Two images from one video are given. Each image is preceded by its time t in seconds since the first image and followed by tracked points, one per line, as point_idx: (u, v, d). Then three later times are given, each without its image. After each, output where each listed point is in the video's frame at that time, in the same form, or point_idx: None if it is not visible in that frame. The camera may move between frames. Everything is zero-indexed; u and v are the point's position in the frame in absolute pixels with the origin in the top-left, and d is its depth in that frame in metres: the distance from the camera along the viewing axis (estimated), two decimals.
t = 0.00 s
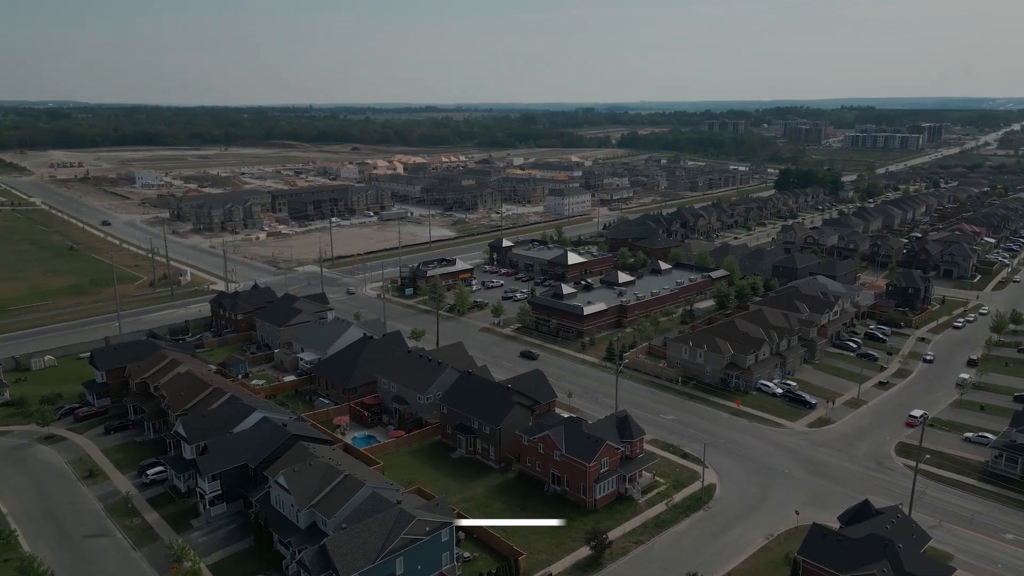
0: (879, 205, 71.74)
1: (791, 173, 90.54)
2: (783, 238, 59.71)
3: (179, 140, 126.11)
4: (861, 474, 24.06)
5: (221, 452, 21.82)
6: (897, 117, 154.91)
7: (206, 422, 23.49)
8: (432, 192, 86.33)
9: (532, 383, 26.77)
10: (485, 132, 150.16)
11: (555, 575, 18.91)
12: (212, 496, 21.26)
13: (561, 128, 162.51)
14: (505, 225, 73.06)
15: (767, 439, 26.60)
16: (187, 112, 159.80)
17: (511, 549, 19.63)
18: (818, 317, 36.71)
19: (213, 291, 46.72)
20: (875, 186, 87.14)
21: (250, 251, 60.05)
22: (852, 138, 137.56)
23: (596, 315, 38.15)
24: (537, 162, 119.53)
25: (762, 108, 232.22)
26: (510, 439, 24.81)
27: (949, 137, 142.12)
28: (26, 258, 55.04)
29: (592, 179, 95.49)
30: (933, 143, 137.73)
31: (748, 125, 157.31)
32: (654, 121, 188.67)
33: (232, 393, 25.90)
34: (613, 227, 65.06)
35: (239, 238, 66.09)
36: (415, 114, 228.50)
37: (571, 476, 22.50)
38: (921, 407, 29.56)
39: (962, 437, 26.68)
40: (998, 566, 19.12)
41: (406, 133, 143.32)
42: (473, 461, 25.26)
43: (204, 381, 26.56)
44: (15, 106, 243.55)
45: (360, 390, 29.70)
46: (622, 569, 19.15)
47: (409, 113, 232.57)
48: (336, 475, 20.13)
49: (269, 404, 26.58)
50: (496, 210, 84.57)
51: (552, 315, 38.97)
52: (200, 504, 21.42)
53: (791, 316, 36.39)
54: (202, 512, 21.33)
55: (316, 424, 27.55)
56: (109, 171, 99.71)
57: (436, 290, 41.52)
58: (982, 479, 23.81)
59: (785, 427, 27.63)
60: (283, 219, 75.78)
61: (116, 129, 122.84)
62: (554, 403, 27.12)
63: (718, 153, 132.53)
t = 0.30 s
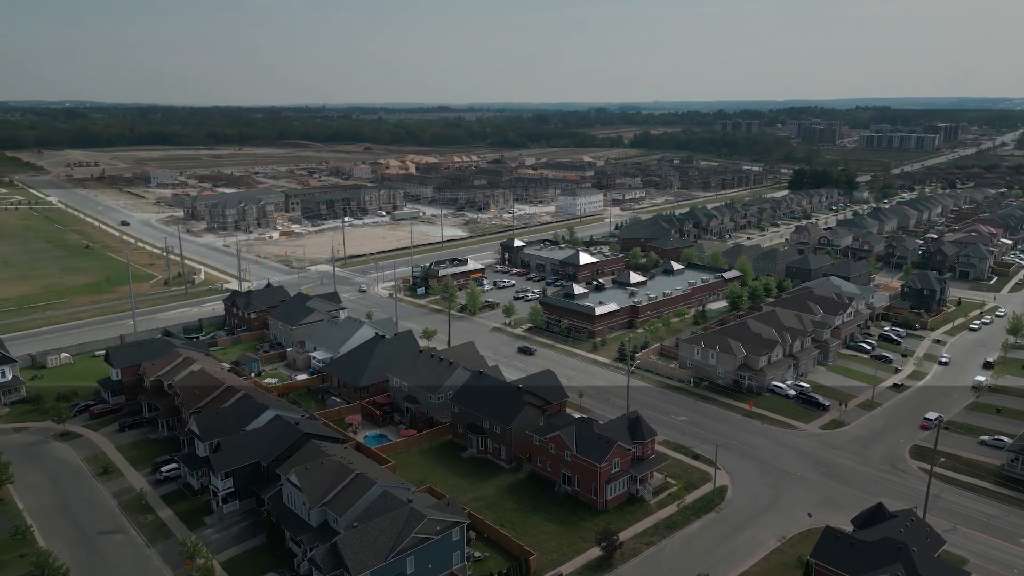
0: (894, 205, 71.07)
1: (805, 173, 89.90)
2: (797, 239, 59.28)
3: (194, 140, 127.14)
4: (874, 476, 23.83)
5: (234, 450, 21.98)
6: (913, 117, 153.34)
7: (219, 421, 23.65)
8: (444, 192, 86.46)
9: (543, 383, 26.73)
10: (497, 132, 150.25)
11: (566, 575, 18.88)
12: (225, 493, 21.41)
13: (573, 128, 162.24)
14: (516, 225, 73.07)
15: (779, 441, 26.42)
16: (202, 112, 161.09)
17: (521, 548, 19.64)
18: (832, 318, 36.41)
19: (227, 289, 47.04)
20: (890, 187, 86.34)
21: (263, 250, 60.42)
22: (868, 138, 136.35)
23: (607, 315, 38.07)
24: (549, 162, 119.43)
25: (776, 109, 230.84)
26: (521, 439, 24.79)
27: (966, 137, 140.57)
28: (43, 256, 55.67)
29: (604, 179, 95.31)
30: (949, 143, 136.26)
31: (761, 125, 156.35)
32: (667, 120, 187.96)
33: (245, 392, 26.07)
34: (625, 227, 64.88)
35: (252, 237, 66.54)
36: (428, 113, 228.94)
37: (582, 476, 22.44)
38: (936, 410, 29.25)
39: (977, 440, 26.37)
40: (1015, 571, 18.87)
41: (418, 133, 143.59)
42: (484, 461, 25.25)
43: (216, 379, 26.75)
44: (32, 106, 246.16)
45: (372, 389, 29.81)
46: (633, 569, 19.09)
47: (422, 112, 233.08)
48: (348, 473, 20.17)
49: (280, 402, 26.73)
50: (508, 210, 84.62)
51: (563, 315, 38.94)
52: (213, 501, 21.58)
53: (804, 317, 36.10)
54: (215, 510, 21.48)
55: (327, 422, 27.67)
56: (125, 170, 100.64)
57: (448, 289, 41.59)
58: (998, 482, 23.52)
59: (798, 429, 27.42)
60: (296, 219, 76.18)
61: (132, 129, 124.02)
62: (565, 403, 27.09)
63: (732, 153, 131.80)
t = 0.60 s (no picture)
0: (910, 206, 70.36)
1: (819, 173, 89.23)
2: (811, 239, 58.86)
3: (209, 140, 128.16)
4: (888, 478, 23.62)
5: (247, 447, 22.14)
6: (929, 117, 151.69)
7: (233, 418, 23.81)
8: (456, 192, 86.58)
9: (555, 382, 26.68)
10: (510, 133, 150.30)
11: None
12: (238, 490, 21.63)
13: (586, 128, 161.94)
14: (528, 225, 73.08)
15: (792, 443, 26.24)
16: (216, 112, 162.23)
17: (532, 548, 19.64)
18: (846, 320, 36.13)
19: (241, 288, 47.36)
20: (906, 188, 85.54)
21: (277, 250, 60.79)
22: (883, 138, 135.09)
23: (619, 316, 37.97)
24: (561, 162, 119.33)
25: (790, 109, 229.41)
26: (532, 438, 24.80)
27: (983, 137, 138.94)
28: (60, 254, 56.28)
29: (616, 180, 95.08)
30: (966, 143, 134.77)
31: (775, 125, 155.38)
32: (680, 120, 187.18)
33: (258, 390, 26.29)
34: (638, 227, 64.70)
35: (265, 236, 66.95)
36: (440, 113, 229.53)
37: (593, 477, 22.42)
38: (951, 412, 28.93)
39: (994, 444, 26.05)
40: None
41: (431, 132, 143.88)
42: (495, 461, 25.24)
43: (229, 376, 26.99)
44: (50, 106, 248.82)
45: (384, 388, 29.93)
46: (644, 571, 19.03)
47: (435, 113, 233.73)
48: (358, 472, 20.20)
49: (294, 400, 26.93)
50: (520, 209, 84.68)
51: (575, 315, 38.90)
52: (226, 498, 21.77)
53: (818, 318, 35.82)
54: (227, 506, 21.69)
55: (339, 421, 27.79)
56: (141, 170, 101.61)
57: (460, 289, 41.66)
58: (1014, 486, 23.23)
59: (811, 431, 27.23)
60: (309, 218, 76.62)
61: (148, 129, 125.14)
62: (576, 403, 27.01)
63: (745, 152, 131.07)
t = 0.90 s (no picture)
0: (926, 206, 69.62)
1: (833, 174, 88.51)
2: (825, 240, 58.38)
3: (223, 139, 129.13)
4: (902, 481, 23.37)
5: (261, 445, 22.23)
6: (946, 117, 149.93)
7: (246, 417, 23.98)
8: (469, 192, 86.73)
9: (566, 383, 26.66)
10: (522, 133, 150.33)
11: None
12: (251, 488, 21.72)
13: (598, 128, 161.53)
14: (540, 225, 73.03)
15: (805, 445, 26.07)
16: (231, 111, 163.39)
17: (541, 547, 19.67)
18: (860, 321, 35.86)
19: (255, 287, 47.71)
20: (922, 188, 84.65)
21: (290, 249, 61.18)
22: (899, 138, 133.75)
23: (631, 316, 37.91)
24: (574, 162, 119.15)
25: (804, 109, 227.45)
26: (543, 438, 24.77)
27: (1002, 137, 137.10)
28: (78, 252, 56.95)
29: (628, 180, 94.81)
30: (984, 143, 133.10)
31: (790, 125, 154.27)
32: (693, 119, 186.22)
33: (271, 389, 26.47)
34: (650, 228, 64.51)
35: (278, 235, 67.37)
36: (453, 113, 229.77)
37: (604, 477, 22.38)
38: (967, 415, 28.63)
39: (1011, 447, 25.73)
40: None
41: (443, 132, 144.10)
42: (507, 460, 25.24)
43: (243, 375, 27.18)
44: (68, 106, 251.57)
45: (396, 387, 30.05)
46: (655, 572, 18.96)
47: (447, 112, 234.10)
48: (370, 471, 20.32)
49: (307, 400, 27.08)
50: (532, 209, 84.67)
51: (586, 315, 38.85)
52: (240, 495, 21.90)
53: (832, 320, 35.58)
54: (241, 503, 21.82)
55: (351, 419, 27.96)
56: (156, 169, 102.57)
57: (472, 289, 41.74)
58: None
59: (825, 433, 27.05)
60: (322, 217, 76.97)
61: (163, 128, 126.28)
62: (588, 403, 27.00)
63: (759, 152, 130.26)
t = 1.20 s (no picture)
0: (943, 207, 69.00)
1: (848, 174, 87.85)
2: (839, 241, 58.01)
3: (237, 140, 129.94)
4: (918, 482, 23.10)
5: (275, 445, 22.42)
6: (964, 117, 148.29)
7: (261, 417, 24.22)
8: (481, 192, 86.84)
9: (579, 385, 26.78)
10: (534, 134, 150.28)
11: None
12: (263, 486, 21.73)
13: (611, 128, 161.07)
14: (552, 225, 73.02)
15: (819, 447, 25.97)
16: (247, 110, 164.53)
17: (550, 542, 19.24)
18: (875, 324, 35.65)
19: (268, 286, 48.02)
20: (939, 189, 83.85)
21: (303, 247, 61.56)
22: (916, 138, 132.51)
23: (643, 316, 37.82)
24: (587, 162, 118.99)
25: (819, 109, 225.50)
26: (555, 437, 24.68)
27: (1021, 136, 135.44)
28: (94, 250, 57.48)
29: (641, 181, 94.61)
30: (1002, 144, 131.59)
31: (805, 125, 153.21)
32: (707, 119, 185.20)
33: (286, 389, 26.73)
34: (663, 228, 64.35)
35: (292, 234, 67.79)
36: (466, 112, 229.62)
37: (615, 478, 22.46)
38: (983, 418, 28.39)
39: None
40: None
41: (456, 132, 144.28)
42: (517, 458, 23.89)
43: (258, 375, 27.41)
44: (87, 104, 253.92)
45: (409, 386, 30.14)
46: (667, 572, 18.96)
47: (460, 112, 234.14)
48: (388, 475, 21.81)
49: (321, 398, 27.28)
50: (544, 209, 84.62)
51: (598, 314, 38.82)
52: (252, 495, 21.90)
53: (846, 324, 35.41)
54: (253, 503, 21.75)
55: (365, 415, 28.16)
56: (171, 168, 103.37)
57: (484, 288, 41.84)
58: None
59: (839, 434, 26.88)
60: (335, 216, 77.34)
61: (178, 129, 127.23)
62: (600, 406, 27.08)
63: (774, 153, 129.47)
